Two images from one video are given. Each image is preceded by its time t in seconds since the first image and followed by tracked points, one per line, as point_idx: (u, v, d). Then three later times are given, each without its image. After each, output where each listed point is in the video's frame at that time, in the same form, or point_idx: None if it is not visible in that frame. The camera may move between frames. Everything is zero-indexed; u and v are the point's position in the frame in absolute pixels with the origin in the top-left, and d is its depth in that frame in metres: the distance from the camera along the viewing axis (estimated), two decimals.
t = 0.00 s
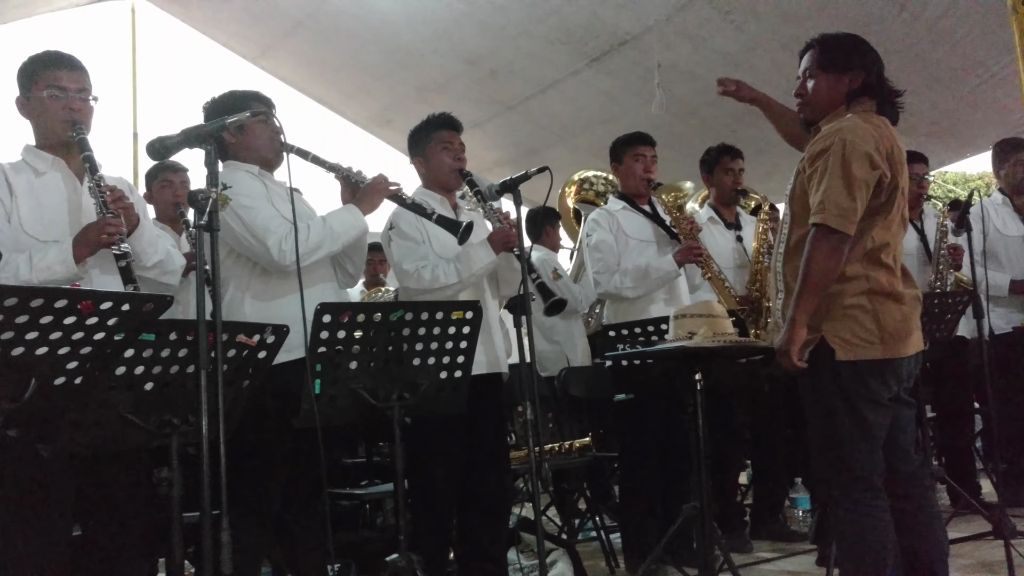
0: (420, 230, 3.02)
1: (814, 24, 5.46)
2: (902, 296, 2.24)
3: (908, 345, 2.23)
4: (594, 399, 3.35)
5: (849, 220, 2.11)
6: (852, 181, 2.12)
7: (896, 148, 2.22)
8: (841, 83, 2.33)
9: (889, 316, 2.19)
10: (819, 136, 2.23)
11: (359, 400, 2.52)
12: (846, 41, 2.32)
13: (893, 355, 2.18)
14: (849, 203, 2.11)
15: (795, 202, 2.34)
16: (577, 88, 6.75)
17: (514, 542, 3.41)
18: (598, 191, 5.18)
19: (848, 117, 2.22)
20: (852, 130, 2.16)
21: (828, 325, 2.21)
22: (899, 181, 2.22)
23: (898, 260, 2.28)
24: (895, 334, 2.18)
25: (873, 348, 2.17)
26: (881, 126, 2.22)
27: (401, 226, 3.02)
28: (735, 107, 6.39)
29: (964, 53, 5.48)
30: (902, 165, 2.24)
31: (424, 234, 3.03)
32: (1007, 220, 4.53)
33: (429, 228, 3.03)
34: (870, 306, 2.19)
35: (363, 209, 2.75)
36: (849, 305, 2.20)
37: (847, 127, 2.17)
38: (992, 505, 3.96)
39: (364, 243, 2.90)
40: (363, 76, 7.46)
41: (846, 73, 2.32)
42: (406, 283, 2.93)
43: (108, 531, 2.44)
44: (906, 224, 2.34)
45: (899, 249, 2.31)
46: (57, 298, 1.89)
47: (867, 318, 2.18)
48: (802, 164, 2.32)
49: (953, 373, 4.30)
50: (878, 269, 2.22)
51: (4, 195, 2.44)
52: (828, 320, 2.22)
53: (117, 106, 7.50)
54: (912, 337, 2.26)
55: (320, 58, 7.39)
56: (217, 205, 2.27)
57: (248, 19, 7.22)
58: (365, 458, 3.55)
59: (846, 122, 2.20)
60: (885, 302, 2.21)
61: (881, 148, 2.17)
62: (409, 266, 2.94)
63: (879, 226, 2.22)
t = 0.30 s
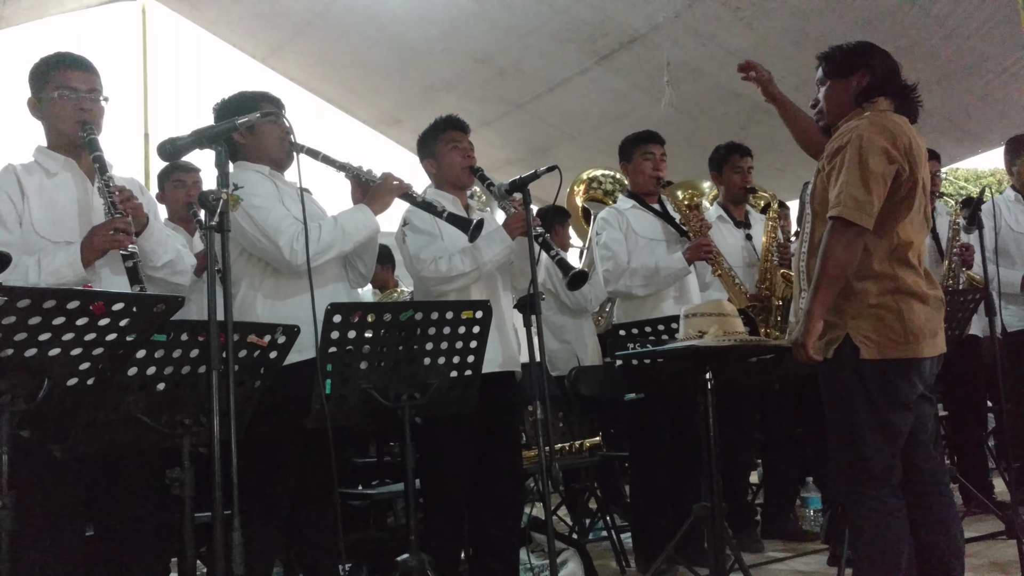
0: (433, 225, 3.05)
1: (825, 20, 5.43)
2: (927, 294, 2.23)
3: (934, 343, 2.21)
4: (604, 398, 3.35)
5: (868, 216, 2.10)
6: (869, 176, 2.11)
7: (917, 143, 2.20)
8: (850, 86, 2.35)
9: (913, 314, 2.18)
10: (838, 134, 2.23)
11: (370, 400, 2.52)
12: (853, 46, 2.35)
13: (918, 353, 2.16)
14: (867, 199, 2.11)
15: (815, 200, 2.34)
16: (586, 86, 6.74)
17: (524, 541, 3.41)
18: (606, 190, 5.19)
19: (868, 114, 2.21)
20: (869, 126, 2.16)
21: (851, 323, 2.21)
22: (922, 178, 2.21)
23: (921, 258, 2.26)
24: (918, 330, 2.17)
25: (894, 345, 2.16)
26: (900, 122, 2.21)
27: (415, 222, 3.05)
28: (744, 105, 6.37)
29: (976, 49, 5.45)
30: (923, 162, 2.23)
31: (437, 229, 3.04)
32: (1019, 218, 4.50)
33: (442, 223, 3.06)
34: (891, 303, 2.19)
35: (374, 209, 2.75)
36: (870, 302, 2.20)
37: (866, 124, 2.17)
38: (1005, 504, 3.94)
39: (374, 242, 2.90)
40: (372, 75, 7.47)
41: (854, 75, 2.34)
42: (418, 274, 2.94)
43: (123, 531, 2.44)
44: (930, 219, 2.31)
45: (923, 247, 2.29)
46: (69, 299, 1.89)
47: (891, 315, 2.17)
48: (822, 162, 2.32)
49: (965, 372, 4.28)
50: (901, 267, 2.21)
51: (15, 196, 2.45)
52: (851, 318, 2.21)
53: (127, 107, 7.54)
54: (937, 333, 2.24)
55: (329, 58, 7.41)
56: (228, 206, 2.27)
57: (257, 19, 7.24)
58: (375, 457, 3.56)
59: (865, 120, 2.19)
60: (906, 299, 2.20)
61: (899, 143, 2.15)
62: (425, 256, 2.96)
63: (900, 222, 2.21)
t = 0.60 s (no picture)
0: (440, 222, 3.05)
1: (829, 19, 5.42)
2: (941, 293, 2.22)
3: (947, 342, 2.20)
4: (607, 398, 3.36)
5: (875, 214, 2.11)
6: (876, 175, 2.12)
7: (927, 143, 2.20)
8: (857, 88, 2.36)
9: (926, 313, 2.16)
10: (847, 134, 2.24)
11: (374, 399, 2.53)
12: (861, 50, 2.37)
13: (930, 352, 2.15)
14: (874, 198, 2.11)
15: (825, 200, 2.34)
16: (589, 85, 6.74)
17: (528, 540, 3.41)
18: (608, 191, 5.14)
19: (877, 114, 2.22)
20: (877, 126, 2.17)
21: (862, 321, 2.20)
22: (933, 176, 2.20)
23: (935, 257, 2.25)
24: (931, 329, 2.15)
25: (909, 343, 2.14)
26: (910, 121, 2.21)
27: (421, 220, 3.06)
28: (747, 104, 6.36)
29: (979, 47, 5.44)
30: (934, 161, 2.22)
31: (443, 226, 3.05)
32: None
33: (448, 220, 3.06)
34: (905, 302, 2.17)
35: (377, 207, 2.76)
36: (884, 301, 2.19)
37: (873, 124, 2.18)
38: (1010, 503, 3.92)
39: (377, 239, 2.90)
40: (375, 75, 7.48)
41: (860, 78, 2.35)
42: (425, 272, 2.94)
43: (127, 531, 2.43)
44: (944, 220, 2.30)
45: (938, 246, 2.28)
46: (73, 298, 1.90)
47: (903, 313, 2.16)
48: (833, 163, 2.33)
49: (970, 371, 4.26)
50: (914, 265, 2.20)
51: (17, 195, 2.45)
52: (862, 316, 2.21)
53: (131, 107, 7.56)
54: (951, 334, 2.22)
55: (332, 58, 7.42)
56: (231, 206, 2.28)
57: (260, 20, 7.26)
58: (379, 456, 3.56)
59: (873, 119, 2.20)
60: (920, 299, 2.18)
61: (909, 142, 2.15)
62: (432, 252, 2.96)
63: (914, 220, 2.20)
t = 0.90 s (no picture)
0: (447, 221, 3.07)
1: (835, 18, 5.42)
2: (946, 293, 2.21)
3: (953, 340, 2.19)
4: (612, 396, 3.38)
5: (874, 216, 2.12)
6: (875, 179, 2.14)
7: (931, 144, 2.19)
8: (872, 86, 2.35)
9: (931, 312, 2.16)
10: (850, 136, 2.25)
11: (379, 397, 2.54)
12: (880, 44, 2.33)
13: (934, 350, 2.15)
14: (873, 200, 2.13)
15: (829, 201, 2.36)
16: (595, 85, 6.74)
17: (533, 538, 3.41)
18: (614, 189, 5.20)
19: (881, 115, 2.22)
20: (880, 128, 2.17)
21: (866, 320, 2.22)
22: (938, 177, 2.19)
23: (942, 257, 2.25)
24: (934, 329, 2.16)
25: (912, 342, 2.15)
26: (914, 124, 2.21)
27: (427, 219, 3.07)
28: (753, 103, 6.35)
29: (986, 46, 5.42)
30: (940, 162, 2.21)
31: (450, 226, 3.06)
32: None
33: (454, 219, 3.08)
34: (911, 301, 2.17)
35: (383, 204, 2.76)
36: (888, 300, 2.19)
37: (876, 126, 2.18)
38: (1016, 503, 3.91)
39: (382, 236, 2.91)
40: (382, 75, 7.49)
41: (874, 77, 2.33)
42: (430, 271, 2.96)
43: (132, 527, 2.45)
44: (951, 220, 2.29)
45: (945, 246, 2.27)
46: (81, 295, 1.91)
47: (906, 312, 2.16)
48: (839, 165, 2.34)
49: (976, 370, 4.26)
50: (920, 266, 2.19)
51: (26, 193, 2.46)
52: (865, 315, 2.22)
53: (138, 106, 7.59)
54: (957, 334, 2.22)
55: (338, 57, 7.43)
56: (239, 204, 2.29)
57: (266, 19, 7.27)
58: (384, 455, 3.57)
59: (876, 122, 2.20)
60: (925, 299, 2.18)
61: (911, 144, 2.15)
62: (438, 254, 2.97)
63: (918, 221, 2.19)
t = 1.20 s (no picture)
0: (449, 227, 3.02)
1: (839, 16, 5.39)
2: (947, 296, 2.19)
3: (954, 344, 2.17)
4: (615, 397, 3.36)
5: (870, 221, 2.11)
6: (872, 184, 2.12)
7: (933, 146, 2.16)
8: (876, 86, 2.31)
9: (931, 316, 2.14)
10: (850, 139, 2.23)
11: (381, 397, 2.52)
12: (887, 43, 2.29)
13: (933, 354, 2.13)
14: (871, 205, 2.12)
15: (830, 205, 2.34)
16: (597, 83, 6.72)
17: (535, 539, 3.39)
18: (618, 187, 5.15)
19: (882, 119, 2.20)
20: (879, 133, 2.16)
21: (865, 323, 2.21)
22: (938, 181, 2.17)
23: (945, 260, 2.22)
24: (936, 332, 2.14)
25: (913, 345, 2.14)
26: (915, 127, 2.18)
27: (430, 222, 3.03)
28: (757, 102, 6.32)
29: (992, 45, 5.40)
30: (942, 165, 2.19)
31: (452, 231, 3.02)
32: None
33: (456, 226, 3.03)
34: (911, 305, 2.15)
35: (384, 198, 2.76)
36: (889, 302, 2.17)
37: (875, 130, 2.17)
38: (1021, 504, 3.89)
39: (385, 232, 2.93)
40: (384, 73, 7.47)
41: (880, 77, 2.29)
42: (431, 282, 2.95)
43: (132, 528, 2.42)
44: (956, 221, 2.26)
45: (949, 249, 2.24)
46: (82, 296, 1.90)
47: (905, 316, 2.15)
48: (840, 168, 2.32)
49: (980, 371, 4.24)
50: (921, 269, 2.17)
51: (28, 192, 2.44)
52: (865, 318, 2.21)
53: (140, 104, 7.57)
54: (959, 335, 2.20)
55: (340, 54, 7.41)
56: (240, 204, 2.28)
57: (268, 17, 7.25)
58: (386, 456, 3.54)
59: (876, 126, 2.19)
60: (926, 301, 2.16)
61: (910, 147, 2.13)
62: (437, 261, 2.95)
63: (919, 224, 2.17)
